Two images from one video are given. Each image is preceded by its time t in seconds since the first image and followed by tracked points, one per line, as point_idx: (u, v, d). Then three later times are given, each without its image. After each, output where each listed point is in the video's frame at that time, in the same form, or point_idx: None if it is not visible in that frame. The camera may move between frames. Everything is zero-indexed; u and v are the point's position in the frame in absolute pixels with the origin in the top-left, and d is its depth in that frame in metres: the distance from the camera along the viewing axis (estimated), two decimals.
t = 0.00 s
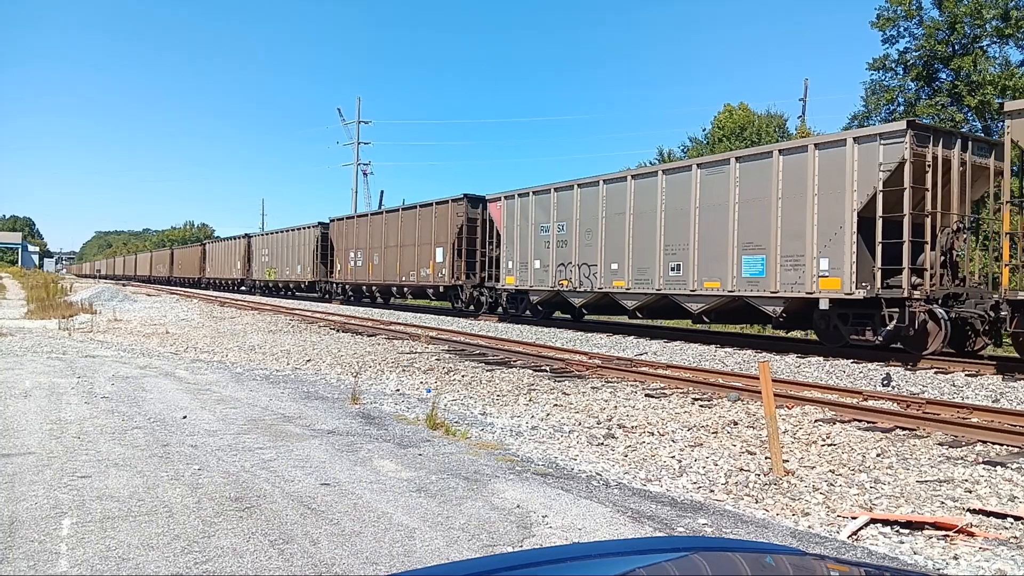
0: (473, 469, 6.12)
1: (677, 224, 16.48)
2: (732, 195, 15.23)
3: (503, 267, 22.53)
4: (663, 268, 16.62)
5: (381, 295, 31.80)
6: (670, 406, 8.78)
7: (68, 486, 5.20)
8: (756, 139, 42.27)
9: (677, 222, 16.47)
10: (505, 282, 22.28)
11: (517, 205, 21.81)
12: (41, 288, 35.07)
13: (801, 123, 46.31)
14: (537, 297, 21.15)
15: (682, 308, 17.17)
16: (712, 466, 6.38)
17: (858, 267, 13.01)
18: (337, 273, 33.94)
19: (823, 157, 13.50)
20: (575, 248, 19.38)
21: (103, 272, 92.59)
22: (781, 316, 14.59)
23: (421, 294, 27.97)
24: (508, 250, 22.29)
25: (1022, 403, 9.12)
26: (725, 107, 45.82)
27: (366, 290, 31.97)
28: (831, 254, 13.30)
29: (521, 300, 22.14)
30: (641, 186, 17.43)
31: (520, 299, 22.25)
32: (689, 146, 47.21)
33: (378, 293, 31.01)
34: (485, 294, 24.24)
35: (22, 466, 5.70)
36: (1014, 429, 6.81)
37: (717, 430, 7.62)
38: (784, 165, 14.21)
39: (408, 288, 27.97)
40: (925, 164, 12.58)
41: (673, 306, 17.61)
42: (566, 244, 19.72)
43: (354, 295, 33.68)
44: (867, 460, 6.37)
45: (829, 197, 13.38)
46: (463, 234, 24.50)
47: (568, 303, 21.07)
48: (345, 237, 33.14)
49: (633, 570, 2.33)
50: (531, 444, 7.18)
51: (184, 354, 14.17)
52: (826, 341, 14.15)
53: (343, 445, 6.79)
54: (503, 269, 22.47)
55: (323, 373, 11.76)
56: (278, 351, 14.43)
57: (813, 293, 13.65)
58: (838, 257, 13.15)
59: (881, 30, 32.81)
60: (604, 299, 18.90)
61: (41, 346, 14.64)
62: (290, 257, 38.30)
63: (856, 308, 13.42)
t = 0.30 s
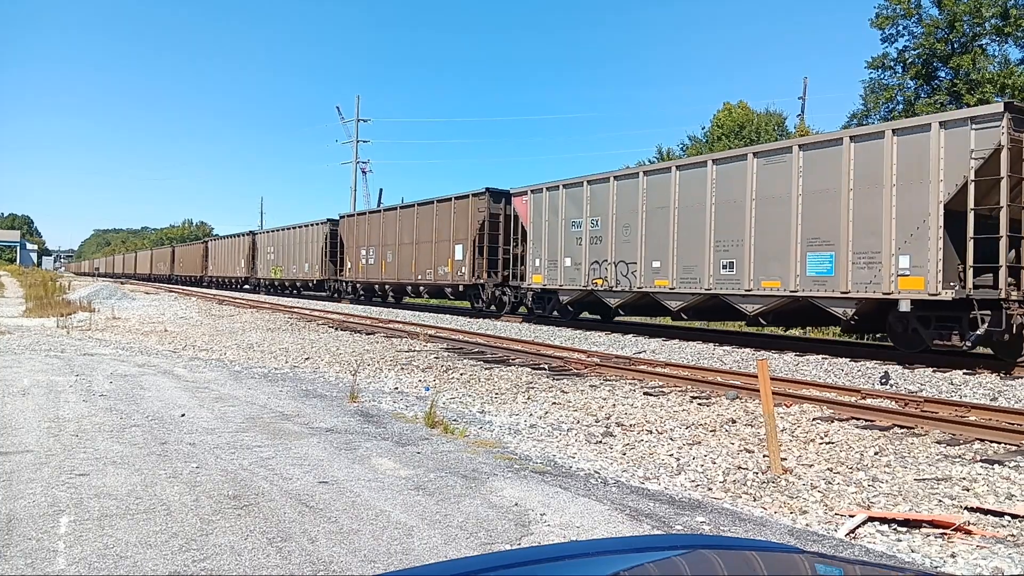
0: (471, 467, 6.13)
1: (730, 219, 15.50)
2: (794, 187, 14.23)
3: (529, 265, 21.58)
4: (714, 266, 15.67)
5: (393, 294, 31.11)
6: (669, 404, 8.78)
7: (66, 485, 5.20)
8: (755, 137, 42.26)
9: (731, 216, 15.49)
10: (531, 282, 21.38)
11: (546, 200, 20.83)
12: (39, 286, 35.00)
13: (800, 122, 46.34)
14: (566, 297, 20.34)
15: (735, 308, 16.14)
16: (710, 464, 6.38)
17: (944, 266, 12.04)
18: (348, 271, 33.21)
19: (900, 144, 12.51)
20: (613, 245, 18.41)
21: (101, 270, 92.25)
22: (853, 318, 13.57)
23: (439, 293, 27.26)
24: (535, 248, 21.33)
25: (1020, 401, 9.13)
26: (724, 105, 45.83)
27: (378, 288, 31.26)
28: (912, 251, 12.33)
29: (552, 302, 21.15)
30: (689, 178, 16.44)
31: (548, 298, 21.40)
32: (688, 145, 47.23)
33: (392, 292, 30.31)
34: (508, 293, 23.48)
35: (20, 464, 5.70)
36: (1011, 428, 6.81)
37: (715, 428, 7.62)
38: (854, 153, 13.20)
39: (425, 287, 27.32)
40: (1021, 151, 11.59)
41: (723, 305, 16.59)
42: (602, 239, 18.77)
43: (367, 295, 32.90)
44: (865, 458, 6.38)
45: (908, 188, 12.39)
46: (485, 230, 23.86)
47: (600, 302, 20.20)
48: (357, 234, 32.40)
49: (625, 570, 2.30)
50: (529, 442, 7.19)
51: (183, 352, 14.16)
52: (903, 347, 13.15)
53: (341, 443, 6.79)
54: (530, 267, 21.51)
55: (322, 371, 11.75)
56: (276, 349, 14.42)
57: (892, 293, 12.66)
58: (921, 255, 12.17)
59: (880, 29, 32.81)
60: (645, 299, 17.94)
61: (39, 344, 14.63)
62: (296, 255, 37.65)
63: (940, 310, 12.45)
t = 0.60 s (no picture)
0: (473, 467, 6.13)
1: (795, 214, 14.05)
2: (869, 178, 12.81)
3: (562, 264, 20.17)
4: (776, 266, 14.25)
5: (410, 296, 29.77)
6: (670, 404, 8.78)
7: (69, 485, 5.21)
8: (757, 137, 42.23)
9: (796, 211, 14.01)
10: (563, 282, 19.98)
11: (580, 195, 19.40)
12: (41, 286, 35.03)
13: (801, 122, 46.31)
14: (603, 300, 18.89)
15: (798, 310, 14.73)
16: (712, 464, 6.38)
17: None
18: (362, 271, 31.89)
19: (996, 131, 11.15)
20: (657, 242, 16.96)
21: (103, 270, 92.03)
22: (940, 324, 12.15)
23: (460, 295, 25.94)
24: (568, 246, 19.92)
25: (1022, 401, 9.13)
26: (725, 105, 45.83)
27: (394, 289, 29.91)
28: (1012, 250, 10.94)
29: (586, 300, 19.64)
30: (744, 169, 14.99)
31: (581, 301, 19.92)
32: (690, 145, 47.21)
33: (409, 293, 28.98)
34: (535, 295, 22.04)
35: (23, 464, 5.70)
36: (1014, 428, 6.81)
37: (717, 428, 7.62)
38: (941, 141, 11.80)
39: (445, 289, 26.02)
40: None
41: (783, 307, 15.18)
42: (643, 237, 17.35)
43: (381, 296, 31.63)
44: (867, 458, 6.38)
45: (1008, 177, 10.98)
46: (511, 228, 22.39)
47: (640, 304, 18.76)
48: (371, 232, 31.02)
49: (627, 570, 2.31)
50: (531, 442, 7.19)
51: (184, 352, 14.16)
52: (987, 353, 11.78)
53: (343, 443, 6.79)
54: (562, 267, 20.10)
55: (323, 372, 11.76)
56: (278, 349, 14.43)
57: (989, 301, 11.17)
58: None
59: (882, 29, 32.79)
60: (693, 300, 16.54)
61: (41, 344, 14.64)
62: (307, 255, 36.52)
63: None
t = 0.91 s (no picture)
0: (476, 467, 6.12)
1: (871, 208, 12.62)
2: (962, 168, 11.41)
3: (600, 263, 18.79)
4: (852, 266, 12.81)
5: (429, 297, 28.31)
6: (674, 404, 8.77)
7: (74, 484, 5.22)
8: (761, 137, 42.16)
9: (875, 205, 12.57)
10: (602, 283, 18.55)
11: (622, 189, 18.02)
12: (45, 286, 35.08)
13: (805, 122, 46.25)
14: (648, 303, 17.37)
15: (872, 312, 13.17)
16: (715, 464, 6.38)
17: None
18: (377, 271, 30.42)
19: None
20: (711, 240, 15.59)
21: (107, 270, 92.04)
22: None
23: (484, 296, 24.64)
24: (608, 244, 18.55)
25: None
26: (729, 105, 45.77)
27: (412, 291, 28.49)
28: None
29: (631, 299, 18.03)
30: (814, 160, 13.55)
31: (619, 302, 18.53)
32: (693, 146, 47.16)
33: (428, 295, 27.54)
34: (567, 297, 20.72)
35: (27, 463, 5.72)
36: (1017, 429, 6.80)
37: (720, 429, 7.61)
38: None
39: (467, 290, 24.71)
40: None
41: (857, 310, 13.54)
42: (695, 234, 15.96)
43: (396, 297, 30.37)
44: (871, 459, 6.36)
45: None
46: (542, 225, 21.11)
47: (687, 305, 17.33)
48: (388, 231, 29.52)
49: (629, 570, 2.31)
50: (535, 442, 7.19)
51: (188, 352, 14.18)
52: None
53: (347, 443, 6.80)
54: (600, 266, 18.75)
55: (327, 371, 11.77)
56: (281, 349, 14.44)
57: None
58: None
59: (886, 29, 32.72)
60: (752, 301, 15.09)
61: (46, 343, 14.67)
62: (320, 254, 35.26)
63: None
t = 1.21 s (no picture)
0: (476, 467, 6.12)
1: (957, 203, 11.46)
2: None
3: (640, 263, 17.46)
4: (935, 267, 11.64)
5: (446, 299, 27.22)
6: (673, 405, 8.77)
7: (72, 484, 5.22)
8: (760, 138, 42.19)
9: (963, 200, 11.40)
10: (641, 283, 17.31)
11: (664, 183, 16.74)
12: (44, 286, 35.05)
13: (805, 123, 46.28)
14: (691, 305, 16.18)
15: (950, 312, 11.92)
16: (715, 464, 6.38)
17: None
18: (392, 271, 29.27)
19: None
20: (769, 237, 14.35)
21: (107, 270, 91.83)
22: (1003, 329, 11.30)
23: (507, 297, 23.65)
24: (648, 243, 17.28)
25: None
26: (728, 106, 45.78)
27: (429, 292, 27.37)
28: None
29: (671, 301, 16.87)
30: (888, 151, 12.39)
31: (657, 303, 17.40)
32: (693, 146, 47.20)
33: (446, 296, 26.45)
34: (599, 298, 19.69)
35: (26, 463, 5.72)
36: (1016, 429, 6.80)
37: (720, 429, 7.61)
38: None
39: (490, 291, 23.65)
40: None
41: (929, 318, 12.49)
42: (750, 231, 14.75)
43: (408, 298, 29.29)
44: (870, 459, 6.37)
45: None
46: (573, 223, 20.04)
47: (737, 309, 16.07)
48: (404, 229, 28.35)
49: (631, 570, 2.31)
50: (534, 443, 7.18)
51: (187, 352, 14.18)
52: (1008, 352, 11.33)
53: (346, 443, 6.80)
54: (638, 267, 17.46)
55: (326, 372, 11.77)
56: (281, 350, 14.43)
57: None
58: None
59: (885, 29, 32.75)
60: (814, 305, 13.85)
61: (45, 344, 14.67)
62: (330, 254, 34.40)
63: None
